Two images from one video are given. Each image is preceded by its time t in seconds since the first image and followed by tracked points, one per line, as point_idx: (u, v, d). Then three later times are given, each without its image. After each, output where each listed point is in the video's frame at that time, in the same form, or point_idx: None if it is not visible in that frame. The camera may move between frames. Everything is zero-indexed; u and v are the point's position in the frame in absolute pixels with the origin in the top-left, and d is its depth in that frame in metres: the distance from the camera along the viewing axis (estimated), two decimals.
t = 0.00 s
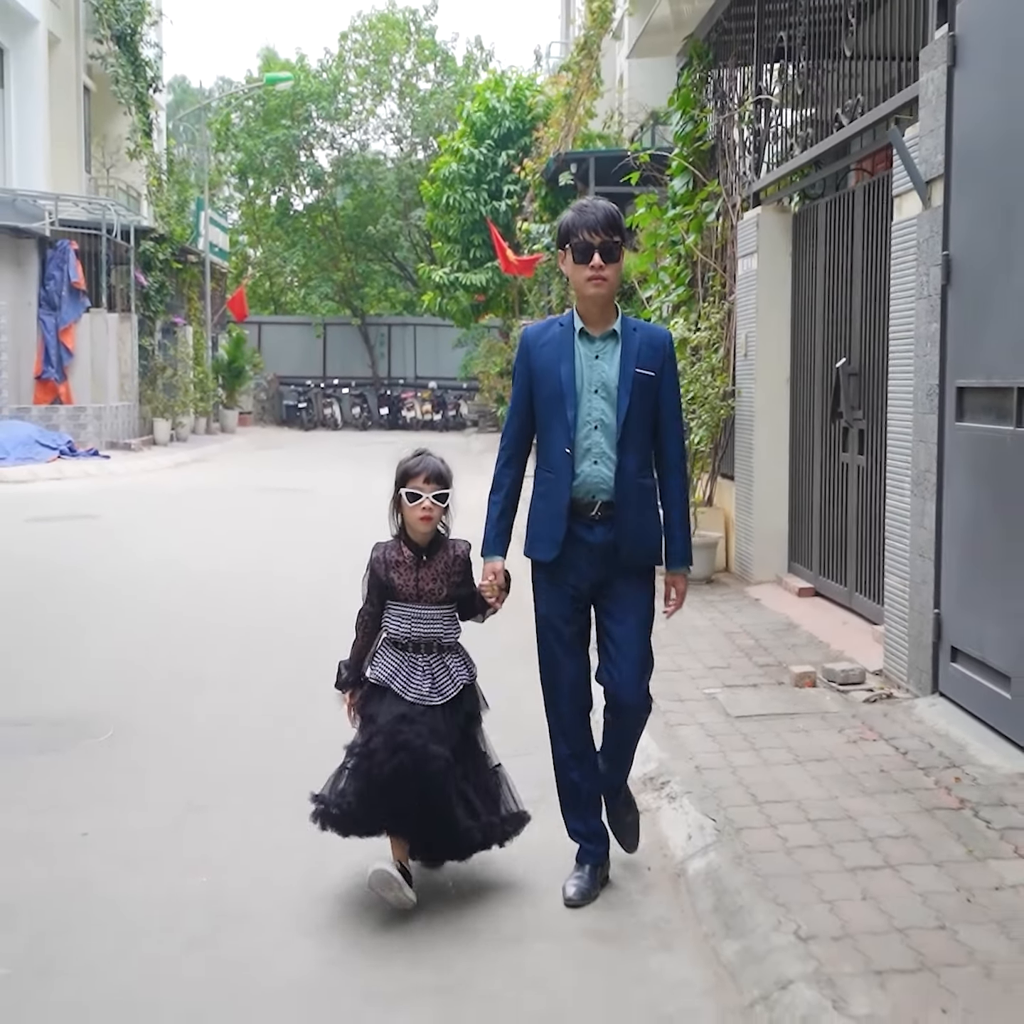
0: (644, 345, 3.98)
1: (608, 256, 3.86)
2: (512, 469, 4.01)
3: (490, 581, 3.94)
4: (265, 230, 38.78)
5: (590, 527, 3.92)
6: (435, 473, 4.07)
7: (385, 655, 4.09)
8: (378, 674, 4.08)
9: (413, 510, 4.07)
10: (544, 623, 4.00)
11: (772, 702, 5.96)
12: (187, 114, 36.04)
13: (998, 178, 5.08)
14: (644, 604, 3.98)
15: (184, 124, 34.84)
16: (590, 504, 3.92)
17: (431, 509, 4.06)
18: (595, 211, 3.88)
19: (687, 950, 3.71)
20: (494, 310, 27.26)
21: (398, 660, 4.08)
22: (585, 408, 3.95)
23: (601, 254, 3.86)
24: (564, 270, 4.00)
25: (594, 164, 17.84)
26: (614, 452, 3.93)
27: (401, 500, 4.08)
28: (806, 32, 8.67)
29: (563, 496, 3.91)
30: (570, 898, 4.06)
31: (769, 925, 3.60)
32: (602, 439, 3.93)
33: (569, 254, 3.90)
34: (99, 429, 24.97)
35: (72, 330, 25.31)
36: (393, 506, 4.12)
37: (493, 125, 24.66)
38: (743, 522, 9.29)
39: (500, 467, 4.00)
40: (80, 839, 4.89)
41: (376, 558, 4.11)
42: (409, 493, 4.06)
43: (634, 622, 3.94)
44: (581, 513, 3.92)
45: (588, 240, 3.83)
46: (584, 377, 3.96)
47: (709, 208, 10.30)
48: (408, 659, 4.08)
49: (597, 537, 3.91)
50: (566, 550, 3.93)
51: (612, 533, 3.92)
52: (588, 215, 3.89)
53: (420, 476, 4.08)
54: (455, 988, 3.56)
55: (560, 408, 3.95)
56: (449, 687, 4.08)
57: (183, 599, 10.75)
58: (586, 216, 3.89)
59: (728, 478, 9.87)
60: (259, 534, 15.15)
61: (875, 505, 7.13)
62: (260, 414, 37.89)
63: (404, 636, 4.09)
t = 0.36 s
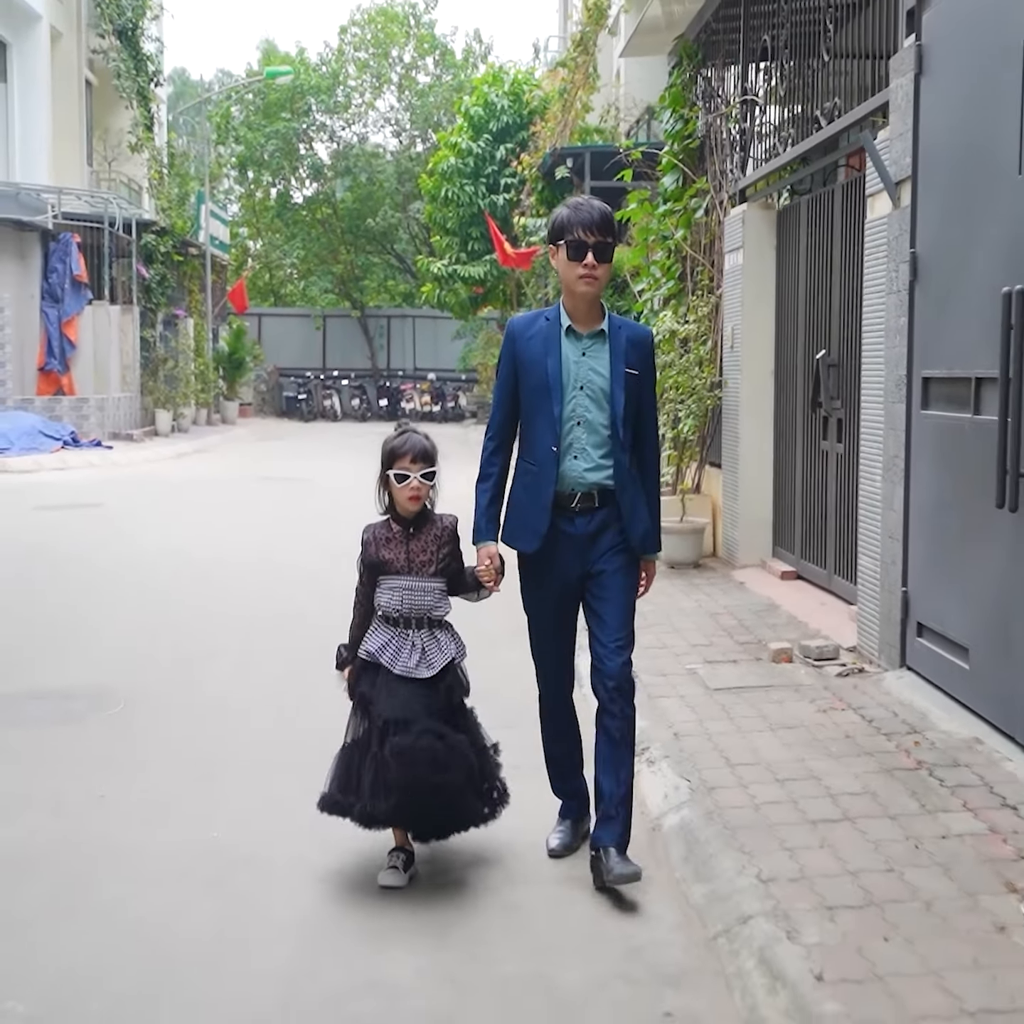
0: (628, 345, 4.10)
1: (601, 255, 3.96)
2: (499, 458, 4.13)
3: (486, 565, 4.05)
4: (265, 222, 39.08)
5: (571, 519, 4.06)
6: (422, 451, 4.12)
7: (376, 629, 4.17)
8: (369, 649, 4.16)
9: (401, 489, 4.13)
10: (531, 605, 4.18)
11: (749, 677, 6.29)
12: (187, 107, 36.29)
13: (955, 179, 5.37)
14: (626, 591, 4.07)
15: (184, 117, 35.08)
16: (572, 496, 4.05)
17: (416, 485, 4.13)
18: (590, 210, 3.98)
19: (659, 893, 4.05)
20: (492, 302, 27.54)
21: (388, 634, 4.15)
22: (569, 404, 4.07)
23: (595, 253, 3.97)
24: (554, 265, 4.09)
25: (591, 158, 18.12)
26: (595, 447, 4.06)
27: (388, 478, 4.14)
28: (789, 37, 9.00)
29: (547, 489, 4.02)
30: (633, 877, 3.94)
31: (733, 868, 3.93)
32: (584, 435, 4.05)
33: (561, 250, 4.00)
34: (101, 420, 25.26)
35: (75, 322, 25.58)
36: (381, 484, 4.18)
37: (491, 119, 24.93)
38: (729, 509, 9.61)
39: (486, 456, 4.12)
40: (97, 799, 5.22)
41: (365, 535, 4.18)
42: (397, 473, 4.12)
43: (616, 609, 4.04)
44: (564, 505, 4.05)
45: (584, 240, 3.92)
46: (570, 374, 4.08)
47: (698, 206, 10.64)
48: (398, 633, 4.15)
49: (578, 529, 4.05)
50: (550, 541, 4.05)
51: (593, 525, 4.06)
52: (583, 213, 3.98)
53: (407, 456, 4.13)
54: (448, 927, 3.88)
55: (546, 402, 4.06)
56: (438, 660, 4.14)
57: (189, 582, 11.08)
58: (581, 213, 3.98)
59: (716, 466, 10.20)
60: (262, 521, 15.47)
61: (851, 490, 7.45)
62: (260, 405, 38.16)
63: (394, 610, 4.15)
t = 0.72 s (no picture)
0: (614, 343, 4.20)
1: (589, 254, 4.03)
2: (488, 452, 4.23)
3: (473, 561, 4.13)
4: (252, 210, 39.28)
5: (556, 514, 4.15)
6: (412, 436, 4.21)
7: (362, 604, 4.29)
8: (355, 626, 4.26)
9: (392, 474, 4.23)
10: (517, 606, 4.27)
11: (721, 650, 6.63)
12: (174, 95, 36.45)
13: (911, 179, 5.68)
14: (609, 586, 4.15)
15: (172, 105, 35.27)
16: (556, 491, 4.14)
17: (407, 469, 4.22)
18: (579, 209, 4.04)
19: (629, 843, 4.37)
20: (478, 290, 27.79)
21: (374, 609, 4.26)
22: (554, 399, 4.16)
23: (583, 251, 4.03)
24: (543, 263, 4.16)
25: (575, 149, 18.37)
26: (580, 444, 4.15)
27: (378, 461, 4.24)
28: (762, 36, 9.34)
29: (534, 484, 4.12)
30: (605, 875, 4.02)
31: (698, 820, 4.25)
32: (569, 430, 4.15)
33: (550, 248, 4.06)
34: (90, 406, 25.50)
35: (64, 310, 25.78)
36: (370, 466, 4.28)
37: (477, 108, 25.16)
38: (706, 493, 9.94)
39: (474, 449, 4.22)
40: (103, 762, 5.55)
41: (353, 514, 4.29)
42: (390, 458, 4.21)
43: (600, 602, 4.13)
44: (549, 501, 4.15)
45: (573, 239, 3.99)
46: (557, 370, 4.17)
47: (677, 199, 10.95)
48: (383, 608, 4.26)
49: (562, 524, 4.15)
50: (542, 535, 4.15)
51: (577, 520, 4.15)
52: (572, 212, 4.05)
53: (399, 441, 4.22)
54: (434, 872, 4.21)
55: (533, 397, 4.15)
56: (424, 631, 4.23)
57: (182, 563, 11.38)
58: (569, 212, 4.05)
59: (694, 451, 10.53)
60: (253, 505, 15.76)
61: (820, 474, 7.77)
62: (247, 392, 38.36)
63: (380, 586, 4.28)
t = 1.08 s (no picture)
0: (595, 313, 4.19)
1: (569, 229, 4.05)
2: (476, 427, 4.25)
3: (470, 532, 4.18)
4: (237, 197, 39.43)
5: (543, 484, 4.16)
6: (410, 434, 4.19)
7: (356, 604, 4.22)
8: (349, 626, 4.20)
9: (389, 470, 4.21)
10: (506, 574, 4.19)
11: (694, 627, 6.91)
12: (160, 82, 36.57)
13: (874, 175, 5.95)
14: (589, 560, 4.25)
15: (158, 92, 35.37)
16: (542, 461, 4.15)
17: (404, 466, 4.20)
18: (558, 185, 4.06)
19: (603, 803, 4.64)
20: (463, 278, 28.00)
21: (369, 610, 4.21)
22: (537, 372, 4.17)
23: (562, 227, 4.06)
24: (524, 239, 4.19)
25: (559, 139, 18.59)
26: (564, 414, 4.16)
27: (377, 458, 4.21)
28: (738, 35, 9.63)
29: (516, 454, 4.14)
30: (575, 832, 4.27)
31: (668, 779, 4.53)
32: (553, 402, 4.15)
33: (531, 224, 4.08)
34: (78, 393, 25.69)
35: (52, 297, 25.94)
36: (369, 464, 4.25)
37: (463, 97, 25.35)
38: (684, 478, 10.22)
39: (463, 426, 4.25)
40: (104, 731, 5.82)
41: (352, 512, 4.24)
42: (386, 453, 4.19)
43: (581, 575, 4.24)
44: (535, 470, 4.16)
45: (553, 215, 4.01)
46: (538, 342, 4.18)
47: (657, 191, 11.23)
48: (377, 610, 4.21)
49: (549, 493, 4.16)
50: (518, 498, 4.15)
51: (564, 490, 4.17)
52: (551, 188, 4.07)
53: (396, 438, 4.20)
54: (419, 828, 4.47)
55: (515, 370, 4.15)
56: (417, 637, 4.20)
57: (173, 544, 11.63)
58: (549, 187, 4.06)
59: (672, 437, 10.83)
60: (242, 489, 16.00)
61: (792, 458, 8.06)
62: (234, 379, 38.52)
63: (375, 587, 4.22)
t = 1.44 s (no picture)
0: (568, 307, 4.23)
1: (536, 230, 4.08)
2: (456, 428, 4.31)
3: (448, 530, 4.26)
4: (217, 184, 39.55)
5: (522, 479, 4.20)
6: (395, 406, 4.30)
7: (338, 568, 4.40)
8: (332, 586, 4.38)
9: (373, 440, 4.34)
10: (480, 559, 4.22)
11: (662, 604, 7.21)
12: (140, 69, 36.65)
13: (833, 171, 6.22)
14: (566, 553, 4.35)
15: (138, 80, 35.47)
16: (522, 457, 4.19)
17: (389, 437, 4.33)
18: (523, 185, 4.10)
19: (571, 765, 4.94)
20: (442, 266, 28.22)
21: (350, 574, 4.39)
22: (514, 370, 4.21)
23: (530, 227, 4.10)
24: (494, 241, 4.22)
25: (537, 130, 18.81)
26: (542, 410, 4.21)
27: (362, 428, 4.34)
28: (706, 33, 9.92)
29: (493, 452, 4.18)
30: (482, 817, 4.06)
31: (631, 742, 4.83)
32: (531, 398, 4.20)
33: (498, 225, 4.12)
34: (60, 380, 25.87)
35: (34, 284, 26.08)
36: (355, 431, 4.38)
37: (442, 86, 25.54)
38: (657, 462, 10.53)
39: (443, 427, 4.31)
40: (98, 703, 6.10)
41: (336, 479, 4.39)
42: (371, 424, 4.32)
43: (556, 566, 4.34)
44: (514, 466, 4.20)
45: (519, 216, 4.06)
46: (513, 340, 4.22)
47: (630, 183, 11.54)
48: (358, 575, 4.39)
49: (527, 487, 4.19)
50: (493, 497, 4.21)
51: (542, 484, 4.21)
52: (516, 189, 4.11)
53: (381, 409, 4.32)
54: (398, 789, 4.77)
55: (490, 370, 4.20)
56: (396, 603, 4.38)
57: (158, 528, 11.89)
58: (514, 188, 4.11)
59: (645, 423, 11.12)
60: (226, 474, 16.24)
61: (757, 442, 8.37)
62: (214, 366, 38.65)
63: (356, 553, 4.40)
